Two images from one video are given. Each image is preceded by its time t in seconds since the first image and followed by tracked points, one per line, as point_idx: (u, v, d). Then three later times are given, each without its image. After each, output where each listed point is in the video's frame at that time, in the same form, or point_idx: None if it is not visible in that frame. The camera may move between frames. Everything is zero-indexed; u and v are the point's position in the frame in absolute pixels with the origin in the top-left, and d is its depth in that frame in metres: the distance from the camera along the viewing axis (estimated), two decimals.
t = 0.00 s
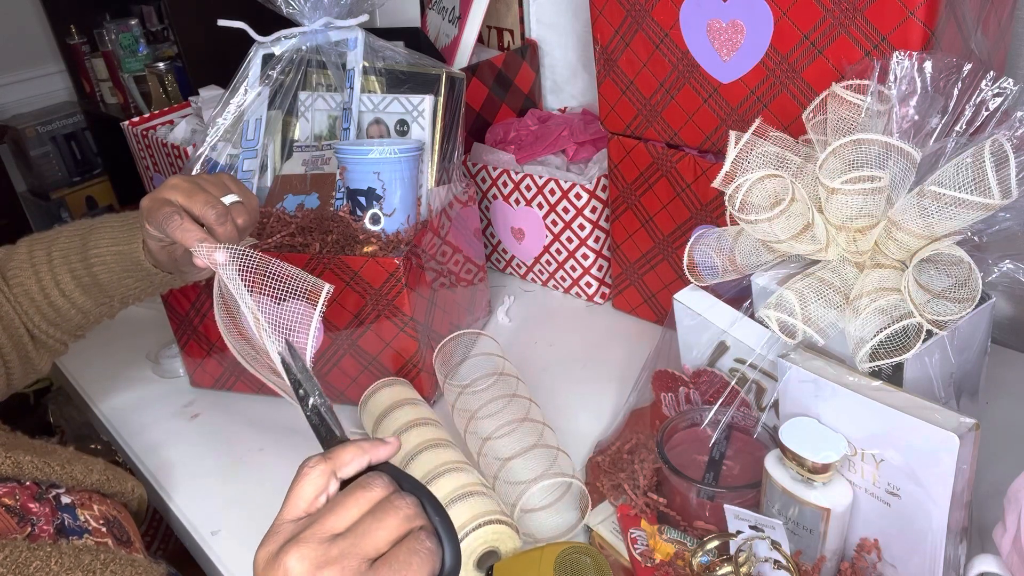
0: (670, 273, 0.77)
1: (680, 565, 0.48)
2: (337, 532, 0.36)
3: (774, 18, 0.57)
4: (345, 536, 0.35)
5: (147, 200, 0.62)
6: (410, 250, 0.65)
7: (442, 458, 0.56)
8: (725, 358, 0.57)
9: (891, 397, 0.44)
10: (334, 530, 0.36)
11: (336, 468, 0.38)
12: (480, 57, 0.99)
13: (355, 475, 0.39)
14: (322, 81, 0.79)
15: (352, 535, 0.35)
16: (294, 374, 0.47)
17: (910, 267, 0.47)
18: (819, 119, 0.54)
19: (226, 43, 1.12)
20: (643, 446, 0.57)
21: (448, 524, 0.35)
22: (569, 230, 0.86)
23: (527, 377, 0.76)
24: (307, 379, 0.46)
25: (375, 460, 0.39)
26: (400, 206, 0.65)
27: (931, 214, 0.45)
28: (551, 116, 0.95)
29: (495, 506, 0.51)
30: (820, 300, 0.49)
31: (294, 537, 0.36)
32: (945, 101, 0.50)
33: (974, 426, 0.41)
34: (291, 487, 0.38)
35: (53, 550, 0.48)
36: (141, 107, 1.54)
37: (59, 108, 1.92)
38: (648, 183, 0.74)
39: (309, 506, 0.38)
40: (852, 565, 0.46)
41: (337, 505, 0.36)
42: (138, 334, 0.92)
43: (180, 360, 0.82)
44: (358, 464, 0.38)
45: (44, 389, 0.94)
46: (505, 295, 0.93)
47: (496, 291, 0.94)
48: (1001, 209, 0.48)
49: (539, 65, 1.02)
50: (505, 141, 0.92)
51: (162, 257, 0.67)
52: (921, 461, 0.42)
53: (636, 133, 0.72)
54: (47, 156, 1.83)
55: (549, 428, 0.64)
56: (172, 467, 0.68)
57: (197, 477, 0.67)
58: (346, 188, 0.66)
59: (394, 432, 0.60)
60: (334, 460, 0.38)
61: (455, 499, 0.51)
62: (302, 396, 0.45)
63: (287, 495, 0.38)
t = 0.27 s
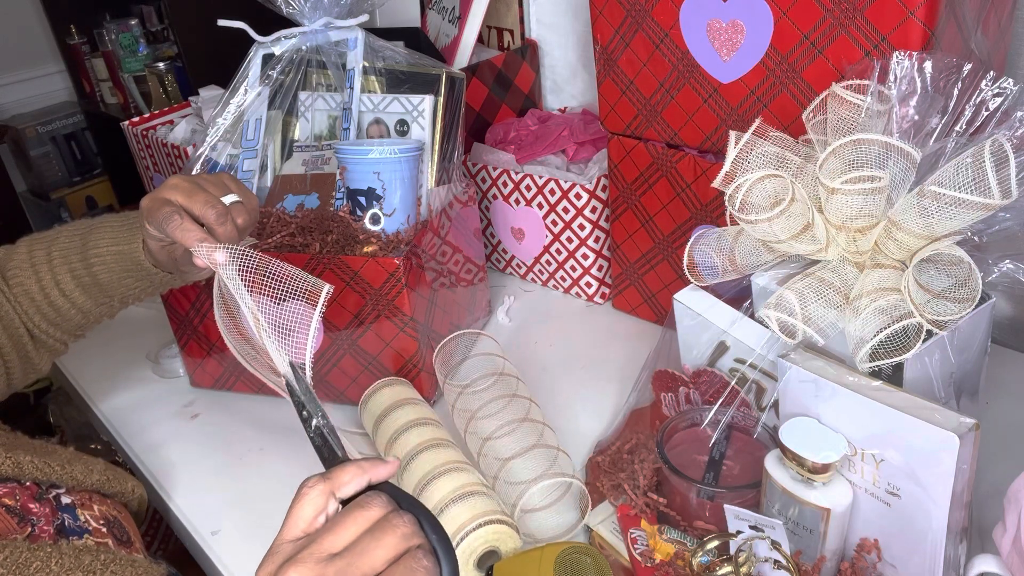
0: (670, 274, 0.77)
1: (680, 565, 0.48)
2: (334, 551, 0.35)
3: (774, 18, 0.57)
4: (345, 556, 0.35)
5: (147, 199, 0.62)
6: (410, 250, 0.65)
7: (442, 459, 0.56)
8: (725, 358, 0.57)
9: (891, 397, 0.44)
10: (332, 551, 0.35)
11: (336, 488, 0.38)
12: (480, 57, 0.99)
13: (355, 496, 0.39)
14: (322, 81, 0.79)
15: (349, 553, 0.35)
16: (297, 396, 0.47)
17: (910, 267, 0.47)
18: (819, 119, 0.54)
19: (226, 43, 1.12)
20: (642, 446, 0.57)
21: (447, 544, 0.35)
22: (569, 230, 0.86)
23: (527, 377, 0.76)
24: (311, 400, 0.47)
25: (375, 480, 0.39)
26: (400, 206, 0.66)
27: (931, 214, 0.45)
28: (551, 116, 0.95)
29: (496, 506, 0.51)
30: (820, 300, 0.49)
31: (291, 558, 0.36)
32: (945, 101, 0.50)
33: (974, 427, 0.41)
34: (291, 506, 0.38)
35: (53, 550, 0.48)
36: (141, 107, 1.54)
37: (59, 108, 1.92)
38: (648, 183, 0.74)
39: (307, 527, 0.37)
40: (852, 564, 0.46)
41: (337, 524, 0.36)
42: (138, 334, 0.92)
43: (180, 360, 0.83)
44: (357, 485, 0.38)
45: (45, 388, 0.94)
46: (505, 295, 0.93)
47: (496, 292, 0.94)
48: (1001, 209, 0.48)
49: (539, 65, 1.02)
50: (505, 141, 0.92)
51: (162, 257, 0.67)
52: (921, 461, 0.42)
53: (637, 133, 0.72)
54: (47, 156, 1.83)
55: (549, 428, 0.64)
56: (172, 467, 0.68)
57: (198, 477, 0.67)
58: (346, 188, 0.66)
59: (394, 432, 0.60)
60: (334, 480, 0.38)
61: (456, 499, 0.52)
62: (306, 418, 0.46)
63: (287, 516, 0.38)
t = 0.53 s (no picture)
0: (670, 273, 0.77)
1: (680, 565, 0.48)
2: (336, 565, 0.35)
3: (774, 18, 0.57)
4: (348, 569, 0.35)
5: (147, 198, 0.62)
6: (410, 250, 0.65)
7: (442, 458, 0.56)
8: (725, 358, 0.57)
9: (891, 397, 0.44)
10: (334, 564, 0.35)
11: (336, 500, 0.38)
12: (480, 57, 0.99)
13: (356, 506, 0.38)
14: (322, 81, 0.79)
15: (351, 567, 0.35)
16: (297, 406, 0.48)
17: (910, 267, 0.47)
18: (819, 119, 0.54)
19: (226, 43, 1.12)
20: (642, 446, 0.57)
21: (448, 556, 0.35)
22: (569, 230, 0.86)
23: (527, 377, 0.76)
24: (311, 410, 0.47)
25: (376, 490, 0.39)
26: (400, 206, 0.66)
27: (931, 214, 0.45)
28: (551, 115, 0.95)
29: (497, 505, 0.51)
30: (820, 301, 0.49)
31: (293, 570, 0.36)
32: (946, 101, 0.50)
33: (974, 427, 0.41)
34: (291, 518, 0.38)
35: (53, 551, 0.48)
36: (141, 107, 1.54)
37: (59, 108, 1.92)
38: (648, 183, 0.74)
39: (308, 539, 0.37)
40: (852, 564, 0.46)
41: (339, 537, 0.36)
42: (138, 334, 0.92)
43: (180, 360, 0.83)
44: (357, 496, 0.38)
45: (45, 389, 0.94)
46: (505, 295, 0.93)
47: (496, 291, 0.94)
48: (1001, 209, 0.48)
49: (539, 65, 1.02)
50: (505, 141, 0.92)
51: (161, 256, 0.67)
52: (921, 461, 0.42)
53: (637, 133, 0.72)
54: (47, 156, 1.83)
55: (549, 429, 0.64)
56: (172, 468, 0.68)
57: (198, 477, 0.67)
58: (346, 188, 0.66)
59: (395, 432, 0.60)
60: (335, 492, 0.38)
61: (456, 499, 0.52)
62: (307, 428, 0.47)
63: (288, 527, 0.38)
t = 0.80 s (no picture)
0: (670, 274, 0.77)
1: (680, 565, 0.48)
2: None
3: (774, 18, 0.57)
4: None
5: (148, 197, 0.62)
6: (410, 250, 0.65)
7: (442, 458, 0.56)
8: (725, 358, 0.57)
9: (891, 397, 0.44)
10: None
11: (336, 534, 0.40)
12: (480, 57, 0.99)
13: (354, 541, 0.41)
14: (322, 81, 0.79)
15: None
16: (303, 444, 0.57)
17: (910, 267, 0.47)
18: (819, 119, 0.54)
19: (226, 44, 1.12)
20: (642, 446, 0.57)
21: None
22: (569, 230, 0.86)
23: (527, 377, 0.76)
24: (310, 448, 0.56)
25: (375, 526, 0.42)
26: (400, 206, 0.66)
27: (931, 214, 0.45)
28: (551, 116, 0.95)
29: (496, 505, 0.51)
30: (820, 300, 0.49)
31: None
32: (945, 101, 0.50)
33: (974, 427, 0.41)
34: (293, 553, 0.40)
35: (53, 552, 0.48)
36: (141, 107, 1.54)
37: (59, 108, 1.92)
38: (648, 183, 0.74)
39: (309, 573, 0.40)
40: (852, 565, 0.46)
41: (339, 570, 0.38)
42: (138, 334, 0.92)
43: (180, 360, 0.83)
44: (357, 531, 0.41)
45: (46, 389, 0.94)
46: (505, 295, 0.93)
47: (496, 292, 0.94)
48: (1001, 209, 0.48)
49: (538, 65, 1.02)
50: (505, 141, 0.92)
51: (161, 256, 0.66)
52: (921, 461, 0.42)
53: (636, 133, 0.72)
54: (47, 156, 1.83)
55: (549, 429, 0.63)
56: (172, 468, 0.68)
57: (198, 477, 0.67)
58: (346, 188, 0.66)
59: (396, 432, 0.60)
60: (336, 527, 0.41)
61: (456, 500, 0.52)
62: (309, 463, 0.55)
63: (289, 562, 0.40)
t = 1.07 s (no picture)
0: (670, 273, 0.77)
1: (680, 565, 0.48)
2: None
3: (774, 18, 0.57)
4: None
5: (148, 197, 0.62)
6: (410, 250, 0.65)
7: (442, 459, 0.56)
8: (725, 358, 0.57)
9: (891, 397, 0.44)
10: None
11: (354, 545, 0.44)
12: (480, 57, 0.99)
13: (370, 553, 0.45)
14: (322, 81, 0.79)
15: None
16: (320, 463, 0.62)
17: (910, 267, 0.47)
18: (819, 119, 0.54)
19: (226, 43, 1.12)
20: (643, 446, 0.57)
21: None
22: (569, 230, 0.86)
23: (527, 377, 0.76)
24: (328, 469, 0.61)
25: (390, 538, 0.45)
26: (400, 207, 0.66)
27: (931, 213, 0.45)
28: (551, 116, 0.95)
29: (496, 506, 0.51)
30: (820, 300, 0.49)
31: None
32: (946, 101, 0.50)
33: (974, 427, 0.41)
34: (313, 563, 0.43)
35: (53, 553, 0.48)
36: (141, 107, 1.54)
37: (59, 108, 1.92)
38: (648, 183, 0.74)
39: None
40: (852, 564, 0.46)
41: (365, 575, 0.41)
42: (138, 334, 0.92)
43: (180, 360, 0.83)
44: (373, 543, 0.45)
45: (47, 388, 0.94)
46: (505, 295, 0.93)
47: (496, 292, 0.94)
48: (1001, 209, 0.48)
49: (538, 65, 1.02)
50: (505, 141, 0.92)
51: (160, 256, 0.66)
52: (921, 461, 0.42)
53: (637, 133, 0.72)
54: (47, 156, 1.83)
55: (549, 429, 0.63)
56: (172, 468, 0.68)
57: (198, 477, 0.67)
58: (346, 188, 0.66)
59: (396, 432, 0.60)
60: (354, 538, 0.44)
61: (456, 501, 0.52)
62: (327, 483, 0.59)
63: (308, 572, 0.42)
